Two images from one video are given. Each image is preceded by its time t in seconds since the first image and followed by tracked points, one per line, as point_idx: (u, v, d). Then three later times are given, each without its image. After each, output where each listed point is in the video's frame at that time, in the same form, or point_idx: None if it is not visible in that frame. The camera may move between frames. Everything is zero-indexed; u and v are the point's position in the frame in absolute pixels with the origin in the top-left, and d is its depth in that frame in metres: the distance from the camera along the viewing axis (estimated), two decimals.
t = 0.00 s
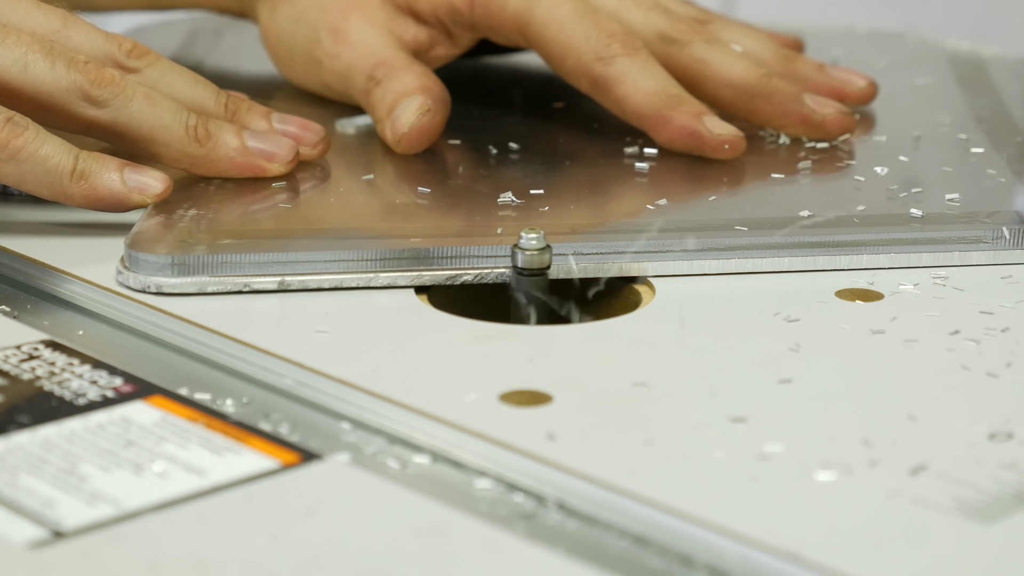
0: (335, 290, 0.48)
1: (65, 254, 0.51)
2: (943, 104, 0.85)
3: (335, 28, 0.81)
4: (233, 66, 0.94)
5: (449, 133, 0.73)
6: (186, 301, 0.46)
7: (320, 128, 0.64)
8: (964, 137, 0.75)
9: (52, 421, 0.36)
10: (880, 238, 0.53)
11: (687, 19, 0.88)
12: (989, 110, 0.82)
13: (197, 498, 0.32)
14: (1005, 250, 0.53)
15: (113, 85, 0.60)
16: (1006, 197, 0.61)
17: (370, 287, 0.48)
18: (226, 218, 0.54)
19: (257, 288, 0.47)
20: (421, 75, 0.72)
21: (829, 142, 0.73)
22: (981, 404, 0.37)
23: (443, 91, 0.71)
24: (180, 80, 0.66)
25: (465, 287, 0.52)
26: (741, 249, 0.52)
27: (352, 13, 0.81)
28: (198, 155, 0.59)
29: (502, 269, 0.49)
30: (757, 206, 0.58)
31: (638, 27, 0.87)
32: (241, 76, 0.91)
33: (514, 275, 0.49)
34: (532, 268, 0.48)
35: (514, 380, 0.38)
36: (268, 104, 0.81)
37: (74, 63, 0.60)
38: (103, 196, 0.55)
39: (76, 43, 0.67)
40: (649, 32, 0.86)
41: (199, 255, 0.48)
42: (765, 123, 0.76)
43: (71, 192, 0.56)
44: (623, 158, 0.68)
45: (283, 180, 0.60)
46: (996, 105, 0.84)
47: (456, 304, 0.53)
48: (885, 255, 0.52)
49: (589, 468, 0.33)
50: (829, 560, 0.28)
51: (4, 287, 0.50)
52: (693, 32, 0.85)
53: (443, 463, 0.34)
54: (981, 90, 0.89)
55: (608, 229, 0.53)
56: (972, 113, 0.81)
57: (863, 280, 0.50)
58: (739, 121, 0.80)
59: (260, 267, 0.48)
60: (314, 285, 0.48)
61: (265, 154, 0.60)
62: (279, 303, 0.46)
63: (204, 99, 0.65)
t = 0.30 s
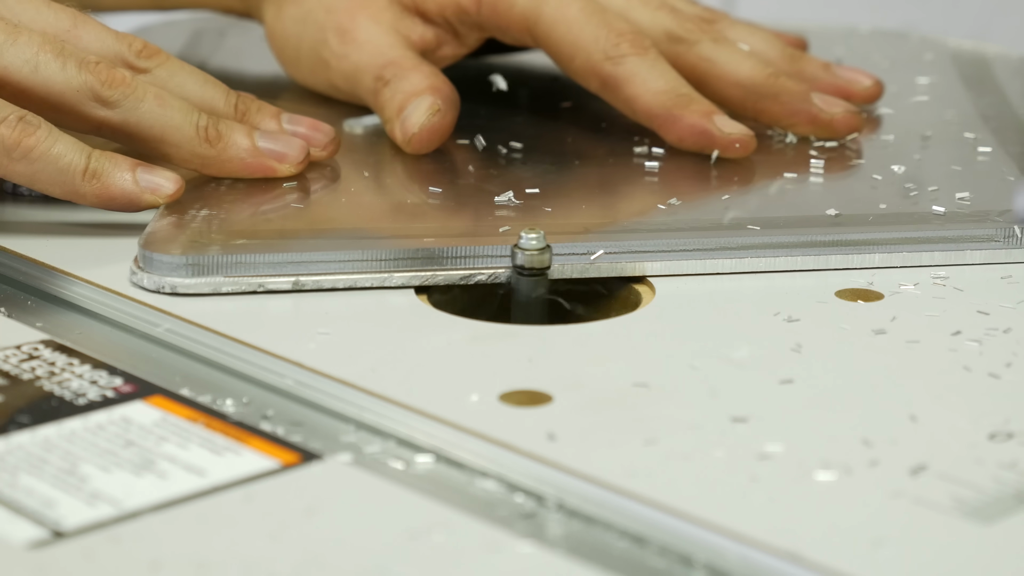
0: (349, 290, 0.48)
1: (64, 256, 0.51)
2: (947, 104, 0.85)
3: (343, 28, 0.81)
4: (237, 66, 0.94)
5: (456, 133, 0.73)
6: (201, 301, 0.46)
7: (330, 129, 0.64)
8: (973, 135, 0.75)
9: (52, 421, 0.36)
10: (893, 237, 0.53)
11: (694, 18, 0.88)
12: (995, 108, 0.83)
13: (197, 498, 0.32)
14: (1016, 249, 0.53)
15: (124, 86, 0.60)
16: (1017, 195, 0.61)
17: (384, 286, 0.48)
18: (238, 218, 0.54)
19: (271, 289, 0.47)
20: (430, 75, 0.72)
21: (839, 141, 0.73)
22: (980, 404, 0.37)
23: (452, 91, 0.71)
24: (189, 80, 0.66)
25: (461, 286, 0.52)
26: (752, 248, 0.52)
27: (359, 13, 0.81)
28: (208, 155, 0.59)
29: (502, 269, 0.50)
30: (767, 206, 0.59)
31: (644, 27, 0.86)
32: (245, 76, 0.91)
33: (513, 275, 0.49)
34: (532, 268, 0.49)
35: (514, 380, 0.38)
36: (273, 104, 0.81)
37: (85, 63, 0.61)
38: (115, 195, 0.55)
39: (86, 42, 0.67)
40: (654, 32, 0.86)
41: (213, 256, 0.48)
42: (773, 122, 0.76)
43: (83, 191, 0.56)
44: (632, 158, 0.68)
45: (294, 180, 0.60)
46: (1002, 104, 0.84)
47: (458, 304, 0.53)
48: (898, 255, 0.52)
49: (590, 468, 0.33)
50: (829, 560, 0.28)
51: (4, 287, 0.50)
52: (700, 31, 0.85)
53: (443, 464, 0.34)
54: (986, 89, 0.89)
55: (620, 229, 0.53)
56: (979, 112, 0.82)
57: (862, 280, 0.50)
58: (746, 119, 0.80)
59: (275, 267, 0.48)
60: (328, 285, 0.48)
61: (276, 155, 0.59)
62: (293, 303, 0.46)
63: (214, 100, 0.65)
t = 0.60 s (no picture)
0: (363, 289, 0.48)
1: (63, 256, 0.51)
2: (952, 104, 0.85)
3: (349, 28, 0.80)
4: (241, 66, 0.94)
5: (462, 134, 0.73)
6: (216, 301, 0.46)
7: (341, 129, 0.64)
8: (981, 134, 0.76)
9: (52, 421, 0.36)
10: (905, 237, 0.53)
11: (701, 18, 0.88)
12: (1001, 108, 0.83)
13: (197, 498, 0.32)
14: None
15: (136, 86, 0.60)
16: None
17: (397, 287, 0.48)
18: (249, 218, 0.54)
19: (285, 288, 0.47)
20: (439, 75, 0.72)
21: (848, 141, 0.74)
22: (981, 404, 0.37)
23: (461, 91, 0.71)
24: (200, 80, 0.66)
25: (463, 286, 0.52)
26: (764, 247, 0.52)
27: (366, 13, 0.81)
28: (220, 155, 0.59)
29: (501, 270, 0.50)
30: (776, 205, 0.59)
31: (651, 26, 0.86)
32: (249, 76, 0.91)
33: (513, 275, 0.49)
34: (532, 268, 0.48)
35: (513, 380, 0.38)
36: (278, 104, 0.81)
37: (97, 63, 0.60)
38: (127, 196, 0.55)
39: (97, 41, 0.67)
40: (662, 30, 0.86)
41: (227, 256, 0.48)
42: (782, 122, 0.77)
43: (95, 191, 0.56)
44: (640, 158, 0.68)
45: (305, 181, 0.60)
46: (1008, 103, 0.84)
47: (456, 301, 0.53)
48: (911, 254, 0.52)
49: (590, 468, 0.33)
50: (829, 559, 0.28)
51: (4, 287, 0.50)
52: (708, 31, 0.85)
53: (443, 464, 0.34)
54: (991, 89, 0.89)
55: (633, 229, 0.54)
56: (985, 111, 0.82)
57: (862, 279, 0.50)
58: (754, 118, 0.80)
59: (292, 266, 0.48)
60: (341, 284, 0.48)
61: (287, 155, 0.60)
62: (306, 303, 0.46)
63: (225, 100, 0.65)
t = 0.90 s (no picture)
0: (378, 290, 0.48)
1: (62, 255, 0.51)
2: (956, 104, 0.85)
3: (357, 29, 0.80)
4: (245, 66, 0.94)
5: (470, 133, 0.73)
6: (231, 301, 0.46)
7: (350, 129, 0.64)
8: (990, 133, 0.76)
9: (52, 421, 0.36)
10: (916, 236, 0.54)
11: (707, 17, 0.88)
12: (1007, 107, 0.84)
13: (197, 498, 0.32)
14: None
15: (147, 86, 0.60)
16: None
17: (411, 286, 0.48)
18: (262, 218, 0.54)
19: (299, 289, 0.47)
20: (448, 75, 0.72)
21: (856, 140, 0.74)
22: (982, 404, 0.37)
23: (470, 92, 0.71)
24: (211, 80, 0.66)
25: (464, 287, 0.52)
26: (777, 246, 0.52)
27: (374, 13, 0.81)
28: (231, 156, 0.59)
29: (502, 271, 0.50)
30: (786, 203, 0.59)
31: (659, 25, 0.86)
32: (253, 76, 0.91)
33: (514, 274, 0.49)
34: (532, 268, 0.48)
35: (513, 380, 0.38)
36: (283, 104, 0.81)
37: (109, 63, 0.60)
38: (140, 197, 0.55)
39: (108, 41, 0.67)
40: (669, 29, 0.86)
41: (243, 255, 0.48)
42: (790, 122, 0.77)
43: (107, 192, 0.56)
44: (650, 157, 0.69)
45: (316, 181, 0.60)
46: (1014, 103, 0.85)
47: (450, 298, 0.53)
48: (923, 253, 0.52)
49: (590, 468, 0.33)
50: (829, 559, 0.28)
51: (4, 287, 0.50)
52: (715, 30, 0.85)
53: (443, 463, 0.34)
54: (996, 88, 0.89)
55: (646, 227, 0.54)
56: (991, 111, 0.82)
57: (862, 280, 0.50)
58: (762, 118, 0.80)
59: (306, 267, 0.48)
60: (356, 285, 0.48)
61: (298, 155, 0.60)
62: (321, 303, 0.46)
63: (235, 99, 0.65)
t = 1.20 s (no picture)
0: (391, 289, 0.48)
1: (62, 256, 0.51)
2: (960, 103, 0.85)
3: (363, 28, 0.80)
4: (249, 66, 0.94)
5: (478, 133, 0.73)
6: (244, 301, 0.46)
7: (359, 129, 0.64)
8: (998, 131, 0.76)
9: (52, 421, 0.36)
10: (927, 234, 0.54)
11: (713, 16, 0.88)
12: (1011, 106, 0.84)
13: (196, 498, 0.32)
14: None
15: (158, 86, 0.60)
16: None
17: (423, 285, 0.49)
18: (273, 218, 0.54)
19: (313, 289, 0.47)
20: (456, 74, 0.72)
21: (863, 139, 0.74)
22: (982, 404, 0.37)
23: (479, 92, 0.71)
24: (221, 80, 0.66)
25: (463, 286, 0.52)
26: (789, 245, 0.52)
27: (380, 13, 0.80)
28: (242, 156, 0.59)
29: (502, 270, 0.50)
30: (796, 201, 0.59)
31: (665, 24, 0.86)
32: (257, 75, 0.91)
33: (514, 274, 0.49)
34: (531, 268, 0.48)
35: (514, 380, 0.38)
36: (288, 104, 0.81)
37: (120, 63, 0.60)
38: (152, 197, 0.55)
39: (118, 41, 0.67)
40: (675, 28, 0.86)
41: (258, 255, 0.48)
42: (797, 121, 0.77)
43: (119, 192, 0.56)
44: (659, 155, 0.69)
45: (326, 180, 0.60)
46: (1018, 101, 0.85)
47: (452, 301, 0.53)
48: (935, 251, 0.52)
49: (590, 468, 0.33)
50: (829, 559, 0.28)
51: (4, 287, 0.50)
52: (721, 29, 0.85)
53: (442, 463, 0.34)
54: (1000, 88, 0.89)
55: (659, 226, 0.54)
56: (997, 109, 0.83)
57: (861, 280, 0.50)
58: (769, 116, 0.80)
59: (320, 266, 0.48)
60: (370, 284, 0.48)
61: (308, 155, 0.60)
62: (335, 303, 0.46)
63: (245, 99, 0.66)
